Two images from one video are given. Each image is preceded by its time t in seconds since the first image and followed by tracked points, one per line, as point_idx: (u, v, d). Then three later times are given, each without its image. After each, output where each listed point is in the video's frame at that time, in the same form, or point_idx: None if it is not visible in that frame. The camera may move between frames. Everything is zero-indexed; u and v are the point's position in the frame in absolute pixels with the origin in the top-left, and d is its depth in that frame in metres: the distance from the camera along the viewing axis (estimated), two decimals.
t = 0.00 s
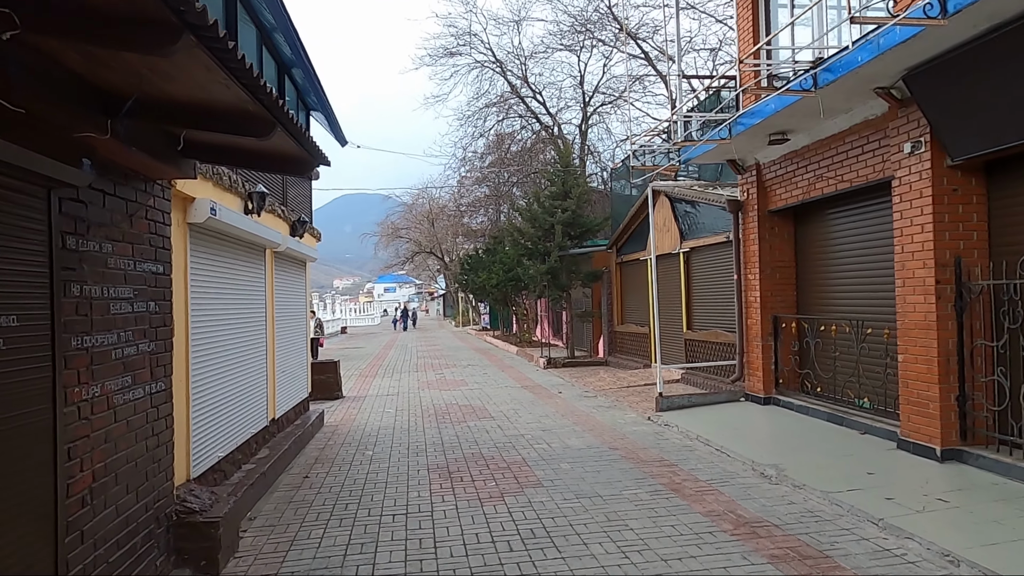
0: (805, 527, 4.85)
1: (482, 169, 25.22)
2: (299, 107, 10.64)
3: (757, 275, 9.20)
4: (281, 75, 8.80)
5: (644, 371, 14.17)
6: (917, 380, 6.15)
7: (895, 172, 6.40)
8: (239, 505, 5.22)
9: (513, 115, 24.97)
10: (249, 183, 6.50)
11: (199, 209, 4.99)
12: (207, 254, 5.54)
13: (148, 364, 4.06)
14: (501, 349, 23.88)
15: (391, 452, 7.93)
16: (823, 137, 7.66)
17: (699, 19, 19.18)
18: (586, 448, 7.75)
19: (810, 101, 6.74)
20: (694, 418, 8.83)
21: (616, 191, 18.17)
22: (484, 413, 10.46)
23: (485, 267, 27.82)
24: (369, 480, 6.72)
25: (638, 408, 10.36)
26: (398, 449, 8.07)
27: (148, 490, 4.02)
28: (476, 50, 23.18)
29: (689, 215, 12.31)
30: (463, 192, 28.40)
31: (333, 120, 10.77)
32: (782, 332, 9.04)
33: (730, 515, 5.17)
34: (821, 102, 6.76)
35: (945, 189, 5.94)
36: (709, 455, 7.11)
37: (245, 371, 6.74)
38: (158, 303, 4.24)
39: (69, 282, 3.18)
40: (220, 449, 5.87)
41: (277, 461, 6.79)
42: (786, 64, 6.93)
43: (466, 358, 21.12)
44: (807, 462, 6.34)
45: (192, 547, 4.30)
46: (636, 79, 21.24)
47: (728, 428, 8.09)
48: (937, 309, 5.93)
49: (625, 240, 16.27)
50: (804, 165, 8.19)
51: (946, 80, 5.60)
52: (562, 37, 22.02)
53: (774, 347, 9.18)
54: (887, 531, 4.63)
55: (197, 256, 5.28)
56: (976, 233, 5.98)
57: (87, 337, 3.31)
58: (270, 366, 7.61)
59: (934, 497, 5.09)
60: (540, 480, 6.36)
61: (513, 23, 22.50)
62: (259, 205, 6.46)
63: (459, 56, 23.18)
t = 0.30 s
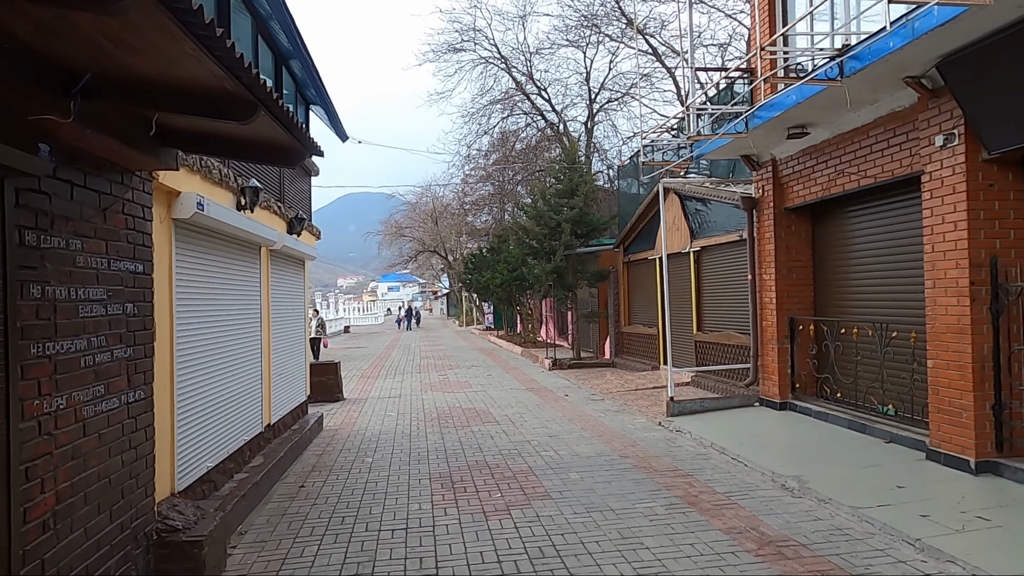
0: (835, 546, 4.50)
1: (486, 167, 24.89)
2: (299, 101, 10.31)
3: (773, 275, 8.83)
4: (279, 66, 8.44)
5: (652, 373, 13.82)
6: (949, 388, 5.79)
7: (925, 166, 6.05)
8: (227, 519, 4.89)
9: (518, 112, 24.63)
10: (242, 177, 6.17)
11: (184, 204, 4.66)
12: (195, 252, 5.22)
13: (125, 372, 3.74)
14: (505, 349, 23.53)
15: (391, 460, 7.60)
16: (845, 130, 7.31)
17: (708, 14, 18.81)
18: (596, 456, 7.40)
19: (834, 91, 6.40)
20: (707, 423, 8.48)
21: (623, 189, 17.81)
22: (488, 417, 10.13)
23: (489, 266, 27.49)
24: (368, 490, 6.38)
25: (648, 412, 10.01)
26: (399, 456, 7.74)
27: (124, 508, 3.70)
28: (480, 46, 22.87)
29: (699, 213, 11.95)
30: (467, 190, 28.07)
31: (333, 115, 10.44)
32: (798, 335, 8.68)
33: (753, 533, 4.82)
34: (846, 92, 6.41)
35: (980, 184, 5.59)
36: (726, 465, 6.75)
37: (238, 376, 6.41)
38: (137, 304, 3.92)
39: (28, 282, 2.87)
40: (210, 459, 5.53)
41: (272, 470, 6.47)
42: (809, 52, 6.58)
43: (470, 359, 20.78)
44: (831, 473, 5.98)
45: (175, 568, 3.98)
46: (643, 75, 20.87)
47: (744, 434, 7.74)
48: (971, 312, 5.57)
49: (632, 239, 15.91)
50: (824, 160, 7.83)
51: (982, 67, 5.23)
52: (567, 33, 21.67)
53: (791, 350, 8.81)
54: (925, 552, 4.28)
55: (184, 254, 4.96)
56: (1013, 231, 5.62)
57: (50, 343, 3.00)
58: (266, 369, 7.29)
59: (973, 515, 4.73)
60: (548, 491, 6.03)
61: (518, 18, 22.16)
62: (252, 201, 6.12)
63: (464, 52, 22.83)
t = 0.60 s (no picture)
0: (863, 562, 4.13)
1: (486, 164, 24.50)
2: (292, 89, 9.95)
3: (785, 270, 8.45)
4: (268, 51, 8.08)
5: (656, 373, 13.45)
6: (978, 389, 5.42)
7: (952, 153, 5.68)
8: (204, 531, 4.53)
9: (519, 108, 24.24)
10: (223, 163, 5.79)
11: (155, 189, 4.29)
12: (171, 243, 4.85)
13: (82, 372, 3.39)
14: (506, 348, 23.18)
15: (385, 463, 7.24)
16: (864, 117, 6.94)
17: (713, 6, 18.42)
18: (600, 460, 7.04)
19: (855, 73, 6.01)
20: (716, 425, 8.11)
21: (626, 185, 17.43)
22: (487, 418, 9.75)
23: (490, 265, 27.11)
24: (359, 496, 6.03)
25: (653, 413, 9.64)
26: (393, 459, 7.38)
27: (81, 522, 3.34)
28: (480, 40, 22.48)
29: (706, 207, 11.59)
30: (467, 187, 27.70)
31: (328, 104, 10.08)
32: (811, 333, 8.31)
33: (772, 546, 4.45)
34: (867, 75, 6.03)
35: (1013, 171, 5.22)
36: (738, 470, 6.38)
37: (221, 375, 6.06)
38: (98, 297, 3.56)
39: None
40: (188, 466, 5.14)
41: (257, 475, 6.11)
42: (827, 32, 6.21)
43: (469, 358, 20.41)
44: (851, 480, 5.61)
45: None
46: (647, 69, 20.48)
47: (755, 436, 7.38)
48: (1004, 308, 5.19)
49: (636, 236, 15.55)
50: (839, 149, 7.45)
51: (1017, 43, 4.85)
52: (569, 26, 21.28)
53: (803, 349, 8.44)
54: (962, 569, 3.92)
55: (157, 244, 4.60)
56: None
57: None
58: (252, 369, 6.94)
59: (1011, 528, 4.36)
60: (550, 499, 5.66)
61: (519, 12, 21.78)
62: (235, 189, 5.75)
63: (464, 46, 22.42)
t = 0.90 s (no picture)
0: None
1: (485, 161, 24.12)
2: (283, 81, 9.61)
3: (796, 271, 8.10)
4: (255, 41, 7.73)
5: (659, 376, 13.12)
6: (1007, 400, 5.07)
7: (980, 147, 5.34)
8: (177, 556, 4.18)
9: (519, 104, 23.86)
10: (203, 158, 5.42)
11: (122, 185, 3.93)
12: (142, 243, 4.50)
13: (30, 389, 3.04)
14: (505, 348, 22.85)
15: (378, 474, 6.90)
16: (882, 110, 6.59)
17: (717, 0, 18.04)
18: (603, 471, 6.69)
19: (877, 61, 5.63)
20: (724, 432, 7.78)
21: (627, 182, 17.10)
22: (486, 423, 9.41)
23: (489, 263, 26.79)
24: (349, 512, 5.68)
25: (657, 419, 9.30)
26: (387, 469, 7.05)
27: (31, 556, 3.00)
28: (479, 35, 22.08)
29: (711, 205, 11.26)
30: (466, 185, 27.33)
31: (320, 97, 9.73)
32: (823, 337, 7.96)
33: (792, 572, 4.11)
34: (890, 63, 5.66)
35: None
36: (749, 483, 6.04)
37: (202, 382, 5.71)
38: (50, 303, 3.21)
39: None
40: (162, 483, 4.77)
41: (241, 488, 5.77)
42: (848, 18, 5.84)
43: (468, 358, 20.08)
44: (872, 496, 5.27)
45: None
46: (649, 65, 20.10)
47: (766, 445, 7.04)
48: None
49: (638, 235, 15.21)
50: (855, 144, 7.09)
51: None
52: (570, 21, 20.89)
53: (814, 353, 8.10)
54: None
55: (127, 244, 4.24)
56: None
57: None
58: (238, 375, 6.59)
59: None
60: (551, 515, 5.33)
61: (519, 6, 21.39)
62: (216, 185, 5.39)
63: (463, 41, 22.05)
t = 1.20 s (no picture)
0: None
1: (485, 157, 23.73)
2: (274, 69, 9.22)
3: (812, 265, 7.73)
4: (242, 23, 7.34)
5: (664, 374, 12.75)
6: None
7: (1016, 128, 4.97)
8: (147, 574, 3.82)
9: (519, 99, 23.47)
10: (181, 141, 5.04)
11: (83, 166, 3.55)
12: (112, 231, 4.13)
13: None
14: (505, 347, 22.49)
15: (371, 479, 6.52)
16: (905, 92, 6.23)
17: None
18: (610, 475, 6.32)
19: (907, 34, 5.24)
20: (736, 434, 7.42)
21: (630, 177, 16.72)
22: (486, 424, 9.05)
23: (489, 260, 26.42)
24: (340, 521, 5.31)
25: (665, 419, 8.94)
26: (381, 474, 6.68)
27: None
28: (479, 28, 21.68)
29: (718, 198, 10.88)
30: (466, 182, 26.94)
31: (313, 86, 9.34)
32: (839, 333, 7.59)
33: None
34: (919, 38, 5.27)
35: None
36: (767, 489, 5.67)
37: (183, 383, 5.34)
38: None
39: None
40: (134, 493, 4.37)
41: (225, 495, 5.41)
42: None
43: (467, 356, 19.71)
44: (901, 504, 4.91)
45: None
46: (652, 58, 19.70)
47: (781, 447, 6.67)
48: None
49: (641, 230, 14.84)
50: (876, 129, 6.71)
51: None
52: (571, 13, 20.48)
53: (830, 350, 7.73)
54: None
55: (93, 231, 3.88)
56: None
57: None
58: (223, 374, 6.23)
59: None
60: (556, 524, 4.97)
61: None
62: (195, 171, 5.02)
63: (462, 34, 21.65)
